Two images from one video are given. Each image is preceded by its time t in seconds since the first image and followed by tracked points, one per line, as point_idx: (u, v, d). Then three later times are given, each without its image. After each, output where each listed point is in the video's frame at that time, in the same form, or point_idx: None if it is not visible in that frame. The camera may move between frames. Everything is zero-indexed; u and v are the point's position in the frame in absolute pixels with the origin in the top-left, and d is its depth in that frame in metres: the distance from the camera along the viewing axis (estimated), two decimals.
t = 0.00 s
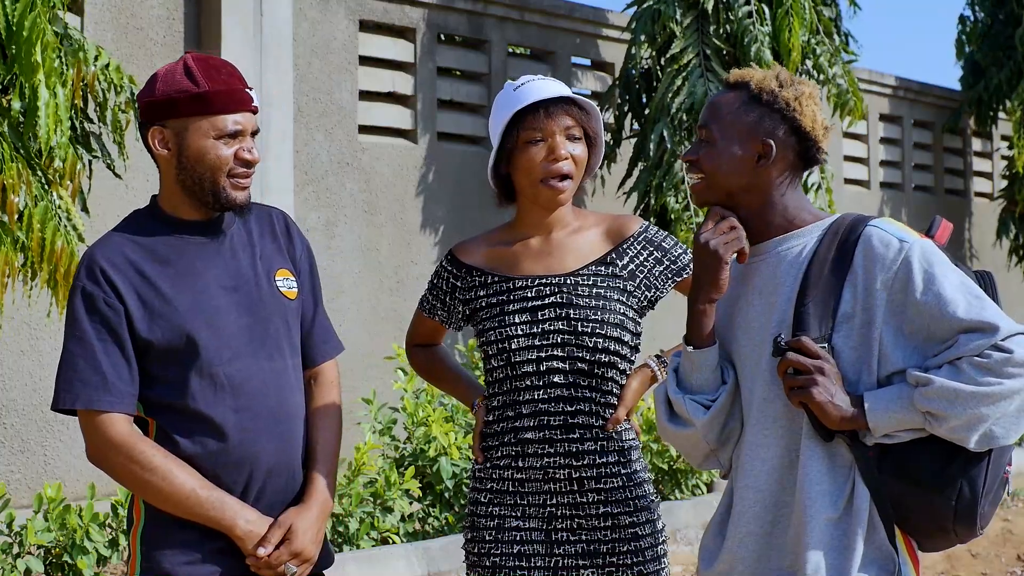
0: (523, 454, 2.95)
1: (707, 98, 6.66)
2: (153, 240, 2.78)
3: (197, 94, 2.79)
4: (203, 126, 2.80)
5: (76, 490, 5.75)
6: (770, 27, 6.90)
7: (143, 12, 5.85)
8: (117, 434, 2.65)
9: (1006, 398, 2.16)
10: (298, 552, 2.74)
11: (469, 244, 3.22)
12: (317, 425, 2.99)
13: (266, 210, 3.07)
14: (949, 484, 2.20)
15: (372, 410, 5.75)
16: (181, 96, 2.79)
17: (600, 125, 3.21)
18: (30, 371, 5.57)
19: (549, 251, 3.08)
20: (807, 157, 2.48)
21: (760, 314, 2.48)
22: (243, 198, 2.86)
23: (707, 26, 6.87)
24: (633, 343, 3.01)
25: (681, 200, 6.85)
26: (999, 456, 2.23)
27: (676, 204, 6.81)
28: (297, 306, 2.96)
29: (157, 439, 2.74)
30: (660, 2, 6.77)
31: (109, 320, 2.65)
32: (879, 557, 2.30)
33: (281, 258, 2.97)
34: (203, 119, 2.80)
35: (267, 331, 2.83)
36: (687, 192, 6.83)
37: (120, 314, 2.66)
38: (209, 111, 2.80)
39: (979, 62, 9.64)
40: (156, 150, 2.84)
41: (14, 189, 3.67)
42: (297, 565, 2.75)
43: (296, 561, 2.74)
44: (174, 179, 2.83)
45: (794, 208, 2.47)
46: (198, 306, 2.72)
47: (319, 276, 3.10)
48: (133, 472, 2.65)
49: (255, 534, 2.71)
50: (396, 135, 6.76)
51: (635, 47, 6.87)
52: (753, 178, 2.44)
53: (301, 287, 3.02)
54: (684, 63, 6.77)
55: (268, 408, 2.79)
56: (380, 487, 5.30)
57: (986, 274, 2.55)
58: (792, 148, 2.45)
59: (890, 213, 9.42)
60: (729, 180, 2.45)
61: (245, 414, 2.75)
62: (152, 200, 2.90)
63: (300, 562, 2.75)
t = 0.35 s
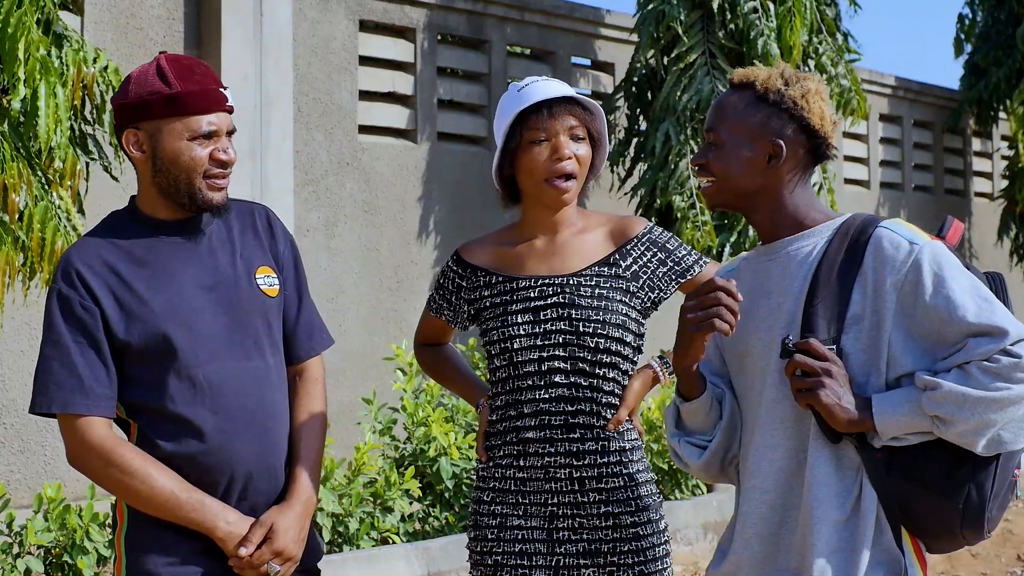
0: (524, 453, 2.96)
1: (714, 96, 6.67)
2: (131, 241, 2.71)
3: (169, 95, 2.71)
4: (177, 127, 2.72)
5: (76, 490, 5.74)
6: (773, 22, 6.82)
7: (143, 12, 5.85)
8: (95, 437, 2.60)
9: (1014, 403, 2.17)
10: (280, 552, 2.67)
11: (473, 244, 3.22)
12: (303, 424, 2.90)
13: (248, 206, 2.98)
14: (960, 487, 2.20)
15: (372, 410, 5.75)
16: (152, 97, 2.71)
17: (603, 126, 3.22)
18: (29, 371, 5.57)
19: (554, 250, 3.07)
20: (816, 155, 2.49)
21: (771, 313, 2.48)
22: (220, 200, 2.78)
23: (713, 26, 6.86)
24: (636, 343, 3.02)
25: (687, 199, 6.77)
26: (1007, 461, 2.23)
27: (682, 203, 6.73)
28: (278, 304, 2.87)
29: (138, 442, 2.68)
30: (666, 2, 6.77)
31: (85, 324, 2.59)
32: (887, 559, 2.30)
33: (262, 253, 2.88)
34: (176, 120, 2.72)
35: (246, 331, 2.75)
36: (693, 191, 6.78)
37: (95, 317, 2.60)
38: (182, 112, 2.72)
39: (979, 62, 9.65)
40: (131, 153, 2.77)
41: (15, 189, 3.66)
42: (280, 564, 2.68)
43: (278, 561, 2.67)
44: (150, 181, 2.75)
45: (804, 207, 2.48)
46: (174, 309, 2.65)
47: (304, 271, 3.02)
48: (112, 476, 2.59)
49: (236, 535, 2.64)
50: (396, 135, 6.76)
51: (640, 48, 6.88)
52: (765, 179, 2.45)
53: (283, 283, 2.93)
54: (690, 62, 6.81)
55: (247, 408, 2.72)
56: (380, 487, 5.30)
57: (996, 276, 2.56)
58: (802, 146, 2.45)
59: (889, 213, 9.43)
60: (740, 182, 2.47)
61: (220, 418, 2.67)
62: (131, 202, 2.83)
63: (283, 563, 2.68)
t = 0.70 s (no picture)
0: (530, 452, 2.96)
1: (723, 95, 6.67)
2: (150, 236, 2.72)
3: (197, 84, 2.76)
4: (206, 115, 2.76)
5: (76, 490, 5.73)
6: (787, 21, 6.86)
7: (143, 12, 5.84)
8: (111, 432, 2.59)
9: None
10: (290, 552, 2.64)
11: (480, 243, 3.24)
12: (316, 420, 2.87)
13: (269, 207, 2.98)
14: (965, 484, 2.21)
15: (372, 410, 5.75)
16: (180, 86, 2.75)
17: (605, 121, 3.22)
18: (29, 371, 5.56)
19: (562, 249, 3.07)
20: (829, 155, 2.49)
21: (776, 313, 2.47)
22: (250, 186, 2.81)
23: (719, 25, 6.88)
24: (643, 344, 3.03)
25: (700, 198, 6.80)
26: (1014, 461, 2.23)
27: (695, 202, 6.76)
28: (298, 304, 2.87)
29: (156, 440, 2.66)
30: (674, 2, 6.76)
31: (102, 317, 2.59)
32: (893, 559, 2.31)
33: (281, 253, 2.88)
34: (205, 109, 2.76)
35: (261, 329, 2.74)
36: (706, 190, 6.79)
37: (113, 311, 2.60)
38: (211, 100, 2.76)
39: (979, 62, 9.66)
40: (158, 144, 2.78)
41: (21, 190, 3.66)
42: (291, 565, 2.65)
43: (288, 561, 2.64)
44: (179, 172, 2.77)
45: (813, 207, 2.47)
46: (193, 303, 2.65)
47: (324, 271, 3.02)
48: (126, 472, 2.58)
49: (247, 535, 2.62)
50: (396, 134, 6.76)
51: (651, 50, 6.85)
52: (779, 179, 2.45)
53: (303, 283, 2.93)
54: (697, 62, 6.81)
55: (263, 406, 2.70)
56: (380, 487, 5.30)
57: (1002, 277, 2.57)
58: (815, 146, 2.45)
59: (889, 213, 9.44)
60: (753, 184, 2.46)
61: (234, 414, 2.66)
62: (154, 201, 2.84)
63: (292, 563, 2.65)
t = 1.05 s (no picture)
0: (537, 452, 2.96)
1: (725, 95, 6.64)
2: (216, 225, 2.73)
3: (279, 80, 2.81)
4: (286, 110, 2.81)
5: (76, 490, 5.74)
6: (792, 21, 6.84)
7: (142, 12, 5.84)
8: (166, 411, 2.57)
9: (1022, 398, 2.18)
10: (332, 553, 2.64)
11: (484, 242, 3.23)
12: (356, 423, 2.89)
13: (327, 219, 3.01)
14: (964, 481, 2.21)
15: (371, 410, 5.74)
16: (264, 81, 2.80)
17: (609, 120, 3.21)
18: (30, 371, 5.56)
19: (565, 250, 3.07)
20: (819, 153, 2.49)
21: (772, 312, 2.47)
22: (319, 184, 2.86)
23: (719, 26, 6.86)
24: (649, 343, 3.03)
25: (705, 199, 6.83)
26: (1013, 458, 2.24)
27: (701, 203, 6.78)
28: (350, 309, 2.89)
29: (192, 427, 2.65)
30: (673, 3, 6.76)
31: (166, 296, 2.60)
32: (892, 560, 2.30)
33: (337, 259, 2.90)
34: (285, 104, 2.81)
35: (315, 328, 2.75)
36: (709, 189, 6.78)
37: (176, 291, 2.60)
38: (292, 96, 2.82)
39: (978, 62, 9.65)
40: (235, 135, 2.80)
41: (21, 191, 3.66)
42: (331, 567, 2.64)
43: (329, 562, 2.63)
44: (254, 164, 2.80)
45: (807, 208, 2.47)
46: (254, 293, 2.66)
47: (374, 286, 3.05)
48: (179, 454, 2.56)
49: (292, 531, 2.61)
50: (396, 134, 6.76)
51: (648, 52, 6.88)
52: (771, 184, 2.45)
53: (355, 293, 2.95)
54: (699, 62, 6.77)
55: (305, 401, 2.69)
56: (380, 487, 5.29)
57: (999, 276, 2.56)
58: (805, 147, 2.46)
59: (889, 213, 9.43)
60: (747, 190, 2.45)
61: (282, 405, 2.66)
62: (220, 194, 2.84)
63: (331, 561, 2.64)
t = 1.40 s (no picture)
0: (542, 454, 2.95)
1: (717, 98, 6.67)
2: (255, 221, 2.62)
3: (340, 86, 2.72)
4: (342, 116, 2.71)
5: (76, 490, 5.74)
6: (783, 23, 6.86)
7: (142, 12, 5.84)
8: (184, 415, 2.43)
9: (1020, 393, 2.19)
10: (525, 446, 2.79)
11: (489, 246, 3.23)
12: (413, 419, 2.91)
13: (365, 225, 2.88)
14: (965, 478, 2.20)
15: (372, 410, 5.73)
16: (325, 84, 2.70)
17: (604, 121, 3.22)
18: (30, 371, 5.56)
19: (570, 251, 3.08)
20: (809, 153, 2.49)
21: (768, 313, 2.47)
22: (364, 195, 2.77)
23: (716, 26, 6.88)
24: (654, 343, 3.03)
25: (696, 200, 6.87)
26: (1012, 452, 2.23)
27: (692, 204, 6.83)
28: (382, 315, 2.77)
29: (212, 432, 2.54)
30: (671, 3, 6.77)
31: (198, 291, 2.48)
32: (893, 555, 2.30)
33: (372, 263, 2.78)
34: (343, 110, 2.72)
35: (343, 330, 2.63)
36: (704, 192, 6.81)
37: (210, 287, 2.48)
38: (350, 103, 2.72)
39: (977, 62, 9.65)
40: (291, 134, 2.69)
41: (19, 192, 3.65)
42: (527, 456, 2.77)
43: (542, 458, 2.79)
44: (302, 166, 2.70)
45: (802, 209, 2.47)
46: (286, 291, 2.55)
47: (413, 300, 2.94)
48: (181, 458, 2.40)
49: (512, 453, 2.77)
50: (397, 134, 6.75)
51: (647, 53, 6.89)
52: (763, 186, 2.45)
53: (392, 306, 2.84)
54: (694, 64, 6.80)
55: (331, 402, 2.57)
56: (380, 487, 5.28)
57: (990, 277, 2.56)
58: (795, 148, 2.46)
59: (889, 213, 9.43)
60: (740, 194, 2.46)
61: (308, 408, 2.53)
62: (258, 192, 2.73)
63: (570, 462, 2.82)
